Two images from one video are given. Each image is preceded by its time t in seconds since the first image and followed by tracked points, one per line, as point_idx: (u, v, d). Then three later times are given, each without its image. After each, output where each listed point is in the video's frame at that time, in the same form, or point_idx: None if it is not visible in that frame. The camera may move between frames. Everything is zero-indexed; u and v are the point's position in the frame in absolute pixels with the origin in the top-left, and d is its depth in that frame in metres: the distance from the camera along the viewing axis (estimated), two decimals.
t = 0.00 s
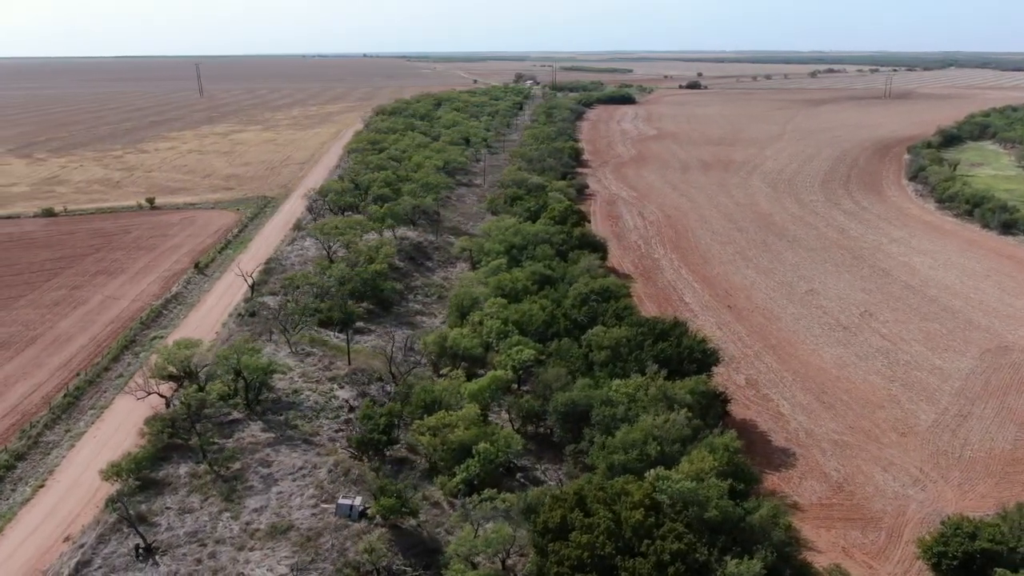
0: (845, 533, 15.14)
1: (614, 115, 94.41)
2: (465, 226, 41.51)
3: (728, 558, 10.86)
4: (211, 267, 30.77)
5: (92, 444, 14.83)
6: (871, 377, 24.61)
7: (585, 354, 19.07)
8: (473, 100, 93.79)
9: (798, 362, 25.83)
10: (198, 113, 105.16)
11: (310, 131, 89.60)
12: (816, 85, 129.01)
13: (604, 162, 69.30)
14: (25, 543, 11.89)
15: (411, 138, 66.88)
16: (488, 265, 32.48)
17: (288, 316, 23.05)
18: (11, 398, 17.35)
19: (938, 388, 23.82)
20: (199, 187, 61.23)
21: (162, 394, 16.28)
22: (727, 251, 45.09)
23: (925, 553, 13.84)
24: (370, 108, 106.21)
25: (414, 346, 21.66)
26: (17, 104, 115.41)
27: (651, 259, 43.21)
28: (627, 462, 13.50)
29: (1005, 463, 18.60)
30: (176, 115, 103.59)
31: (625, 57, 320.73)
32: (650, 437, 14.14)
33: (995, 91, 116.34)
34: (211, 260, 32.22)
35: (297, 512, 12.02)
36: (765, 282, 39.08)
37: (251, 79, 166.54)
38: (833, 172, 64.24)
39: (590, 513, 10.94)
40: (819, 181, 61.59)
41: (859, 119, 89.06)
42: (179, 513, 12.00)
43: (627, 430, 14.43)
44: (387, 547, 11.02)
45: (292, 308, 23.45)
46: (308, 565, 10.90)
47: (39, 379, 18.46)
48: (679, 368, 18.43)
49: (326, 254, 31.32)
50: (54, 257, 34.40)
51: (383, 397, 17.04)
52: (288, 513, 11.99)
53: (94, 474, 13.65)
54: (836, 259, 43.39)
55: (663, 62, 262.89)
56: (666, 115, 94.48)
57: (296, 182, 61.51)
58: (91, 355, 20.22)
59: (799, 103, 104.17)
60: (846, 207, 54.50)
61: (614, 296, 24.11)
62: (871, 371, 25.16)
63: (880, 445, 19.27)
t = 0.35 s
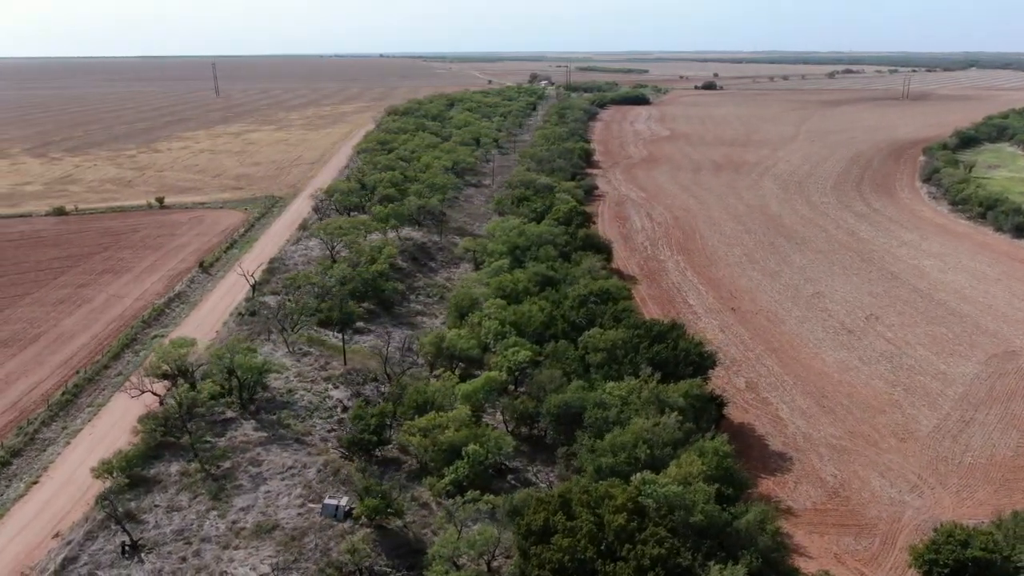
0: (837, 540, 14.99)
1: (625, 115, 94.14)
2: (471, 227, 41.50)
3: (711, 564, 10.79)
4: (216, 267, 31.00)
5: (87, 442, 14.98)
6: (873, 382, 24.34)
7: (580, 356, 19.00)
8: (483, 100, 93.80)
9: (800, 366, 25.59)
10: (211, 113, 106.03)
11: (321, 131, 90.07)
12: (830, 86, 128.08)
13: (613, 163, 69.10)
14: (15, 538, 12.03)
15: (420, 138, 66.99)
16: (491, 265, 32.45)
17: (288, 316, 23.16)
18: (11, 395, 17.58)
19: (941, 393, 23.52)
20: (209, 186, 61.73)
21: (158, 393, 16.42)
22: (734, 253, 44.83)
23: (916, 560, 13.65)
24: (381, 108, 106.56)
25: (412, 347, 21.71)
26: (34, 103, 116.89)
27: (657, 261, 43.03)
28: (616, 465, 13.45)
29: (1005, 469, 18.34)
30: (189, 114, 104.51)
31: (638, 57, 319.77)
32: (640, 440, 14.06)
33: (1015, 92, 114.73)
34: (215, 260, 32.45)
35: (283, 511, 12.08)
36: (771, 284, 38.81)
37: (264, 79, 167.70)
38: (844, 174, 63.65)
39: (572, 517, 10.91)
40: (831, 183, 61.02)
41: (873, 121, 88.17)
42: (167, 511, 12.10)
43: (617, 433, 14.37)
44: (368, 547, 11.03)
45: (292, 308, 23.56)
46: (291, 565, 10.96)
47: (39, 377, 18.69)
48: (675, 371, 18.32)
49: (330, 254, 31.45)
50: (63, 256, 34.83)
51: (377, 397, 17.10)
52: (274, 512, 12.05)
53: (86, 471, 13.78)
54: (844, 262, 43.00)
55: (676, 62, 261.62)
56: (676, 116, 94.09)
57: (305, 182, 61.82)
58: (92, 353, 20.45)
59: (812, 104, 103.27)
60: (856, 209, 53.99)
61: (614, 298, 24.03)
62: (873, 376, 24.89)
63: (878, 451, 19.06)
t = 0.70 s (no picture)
0: (828, 546, 14.87)
1: (636, 116, 93.81)
2: (476, 228, 41.52)
3: (691, 569, 10.70)
4: (220, 266, 31.25)
5: (81, 439, 15.13)
6: (875, 386, 24.07)
7: (576, 358, 18.97)
8: (494, 100, 93.80)
9: (801, 370, 25.38)
10: (224, 113, 106.86)
11: (332, 131, 90.48)
12: (844, 87, 126.98)
13: (622, 164, 68.86)
14: (6, 533, 12.18)
15: (429, 138, 67.11)
16: (494, 266, 32.47)
17: (286, 315, 23.26)
18: (12, 392, 17.82)
19: (944, 399, 23.21)
20: (219, 185, 62.18)
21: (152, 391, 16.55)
22: (740, 255, 44.52)
23: (906, 567, 13.49)
24: (392, 108, 106.82)
25: (410, 347, 21.78)
26: (52, 102, 118.25)
27: (663, 263, 42.81)
28: (604, 467, 13.43)
29: (1006, 477, 18.08)
30: (202, 114, 105.31)
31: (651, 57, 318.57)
32: (630, 443, 14.00)
33: None
34: (220, 258, 32.75)
35: (269, 510, 12.16)
36: (776, 287, 38.51)
37: (278, 79, 168.53)
38: (857, 175, 63.06)
39: (552, 520, 10.89)
40: (843, 185, 60.44)
41: (889, 122, 87.20)
42: (155, 508, 12.22)
43: (607, 435, 14.33)
44: (350, 548, 11.10)
45: (292, 307, 23.71)
46: (274, 563, 11.02)
47: (40, 374, 18.94)
48: (669, 373, 18.23)
49: (333, 254, 31.63)
50: (72, 254, 35.26)
51: (370, 397, 17.20)
52: (261, 511, 12.13)
53: (78, 468, 13.94)
54: (852, 264, 42.58)
55: (690, 62, 260.85)
56: (688, 117, 93.61)
57: (314, 182, 62.15)
58: (94, 350, 20.70)
59: (826, 106, 102.33)
60: (868, 211, 53.46)
61: (613, 300, 24.01)
62: (876, 380, 24.63)
63: (875, 456, 18.86)
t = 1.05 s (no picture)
0: (820, 551, 14.78)
1: (646, 117, 93.44)
2: (481, 228, 41.54)
3: (673, 572, 10.66)
4: (224, 264, 31.51)
5: (78, 435, 15.30)
6: (876, 390, 23.85)
7: (572, 359, 18.97)
8: (504, 100, 93.76)
9: (803, 373, 25.21)
10: (237, 112, 107.61)
11: (343, 131, 90.82)
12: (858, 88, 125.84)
13: (631, 165, 68.64)
14: None
15: (438, 138, 67.19)
16: (497, 266, 32.47)
17: (286, 314, 23.36)
18: (13, 388, 18.07)
19: (946, 404, 22.95)
20: (229, 184, 62.63)
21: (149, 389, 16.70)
22: (747, 256, 44.26)
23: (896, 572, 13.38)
24: (403, 108, 107.06)
25: (408, 347, 21.85)
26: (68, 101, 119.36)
27: (669, 264, 42.65)
28: (592, 469, 13.41)
29: (1005, 483, 17.87)
30: (214, 113, 106.04)
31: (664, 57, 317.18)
32: (619, 445, 13.99)
33: None
34: (225, 257, 33.02)
35: (257, 508, 12.25)
36: (783, 289, 38.24)
37: (291, 78, 169.34)
38: (869, 177, 62.46)
39: (535, 522, 10.90)
40: (854, 186, 59.88)
41: (902, 123, 86.32)
42: (145, 505, 12.35)
43: (597, 437, 14.31)
44: (333, 547, 11.17)
45: (292, 306, 23.86)
46: (258, 561, 11.11)
47: (42, 370, 19.20)
48: (664, 375, 18.16)
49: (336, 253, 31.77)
50: (81, 252, 35.64)
51: (364, 396, 17.26)
52: (249, 509, 12.23)
53: (72, 464, 14.10)
54: (860, 267, 42.22)
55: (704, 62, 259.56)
56: (699, 117, 93.12)
57: (323, 182, 62.44)
58: (96, 347, 20.96)
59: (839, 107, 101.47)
60: (878, 213, 52.96)
61: (612, 301, 23.98)
62: (878, 384, 24.40)
63: (873, 461, 18.70)
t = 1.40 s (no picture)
0: (812, 555, 14.70)
1: (657, 117, 93.01)
2: (486, 227, 41.54)
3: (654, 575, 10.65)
4: (229, 262, 31.76)
5: (74, 431, 15.49)
6: (878, 394, 23.63)
7: (568, 359, 18.95)
8: (514, 100, 93.69)
9: (805, 375, 25.01)
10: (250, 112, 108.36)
11: (354, 130, 91.12)
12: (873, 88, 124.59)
13: (640, 165, 68.41)
14: None
15: (447, 137, 67.27)
16: (500, 265, 32.45)
17: (285, 313, 23.51)
18: (15, 383, 18.33)
19: (949, 408, 22.72)
20: (239, 183, 63.04)
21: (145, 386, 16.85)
22: (753, 257, 43.99)
23: None
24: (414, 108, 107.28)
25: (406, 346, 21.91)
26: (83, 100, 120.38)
27: (674, 265, 42.47)
28: (581, 470, 13.42)
29: (1005, 488, 17.68)
30: (227, 113, 106.77)
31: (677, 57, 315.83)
32: (609, 447, 13.97)
33: None
34: (230, 255, 33.26)
35: (245, 505, 12.36)
36: (788, 290, 37.98)
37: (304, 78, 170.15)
38: (881, 178, 61.83)
39: (517, 523, 10.93)
40: (866, 188, 59.29)
41: (917, 124, 85.38)
42: (135, 501, 12.50)
43: (587, 438, 14.30)
44: (317, 546, 11.25)
45: (293, 305, 24.00)
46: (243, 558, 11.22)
47: (44, 366, 19.45)
48: (660, 377, 18.09)
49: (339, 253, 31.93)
50: (89, 249, 36.05)
51: (359, 395, 17.34)
52: (236, 506, 12.34)
53: (67, 460, 14.27)
54: (868, 269, 41.84)
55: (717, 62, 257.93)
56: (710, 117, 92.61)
57: (332, 181, 62.70)
58: (98, 343, 21.21)
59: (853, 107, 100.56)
60: (889, 215, 52.43)
61: (611, 302, 23.92)
62: (880, 388, 24.18)
63: (870, 465, 18.54)
